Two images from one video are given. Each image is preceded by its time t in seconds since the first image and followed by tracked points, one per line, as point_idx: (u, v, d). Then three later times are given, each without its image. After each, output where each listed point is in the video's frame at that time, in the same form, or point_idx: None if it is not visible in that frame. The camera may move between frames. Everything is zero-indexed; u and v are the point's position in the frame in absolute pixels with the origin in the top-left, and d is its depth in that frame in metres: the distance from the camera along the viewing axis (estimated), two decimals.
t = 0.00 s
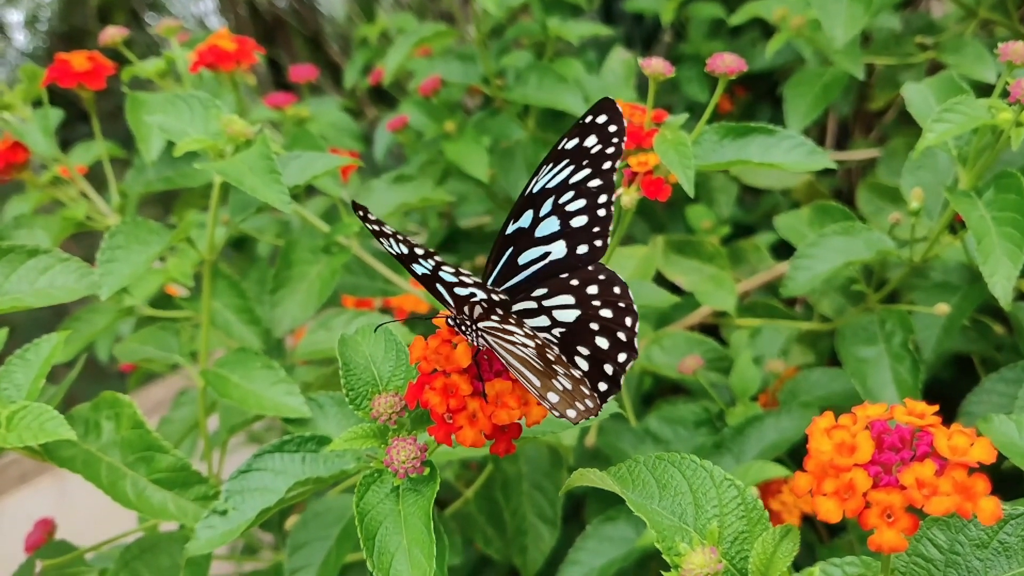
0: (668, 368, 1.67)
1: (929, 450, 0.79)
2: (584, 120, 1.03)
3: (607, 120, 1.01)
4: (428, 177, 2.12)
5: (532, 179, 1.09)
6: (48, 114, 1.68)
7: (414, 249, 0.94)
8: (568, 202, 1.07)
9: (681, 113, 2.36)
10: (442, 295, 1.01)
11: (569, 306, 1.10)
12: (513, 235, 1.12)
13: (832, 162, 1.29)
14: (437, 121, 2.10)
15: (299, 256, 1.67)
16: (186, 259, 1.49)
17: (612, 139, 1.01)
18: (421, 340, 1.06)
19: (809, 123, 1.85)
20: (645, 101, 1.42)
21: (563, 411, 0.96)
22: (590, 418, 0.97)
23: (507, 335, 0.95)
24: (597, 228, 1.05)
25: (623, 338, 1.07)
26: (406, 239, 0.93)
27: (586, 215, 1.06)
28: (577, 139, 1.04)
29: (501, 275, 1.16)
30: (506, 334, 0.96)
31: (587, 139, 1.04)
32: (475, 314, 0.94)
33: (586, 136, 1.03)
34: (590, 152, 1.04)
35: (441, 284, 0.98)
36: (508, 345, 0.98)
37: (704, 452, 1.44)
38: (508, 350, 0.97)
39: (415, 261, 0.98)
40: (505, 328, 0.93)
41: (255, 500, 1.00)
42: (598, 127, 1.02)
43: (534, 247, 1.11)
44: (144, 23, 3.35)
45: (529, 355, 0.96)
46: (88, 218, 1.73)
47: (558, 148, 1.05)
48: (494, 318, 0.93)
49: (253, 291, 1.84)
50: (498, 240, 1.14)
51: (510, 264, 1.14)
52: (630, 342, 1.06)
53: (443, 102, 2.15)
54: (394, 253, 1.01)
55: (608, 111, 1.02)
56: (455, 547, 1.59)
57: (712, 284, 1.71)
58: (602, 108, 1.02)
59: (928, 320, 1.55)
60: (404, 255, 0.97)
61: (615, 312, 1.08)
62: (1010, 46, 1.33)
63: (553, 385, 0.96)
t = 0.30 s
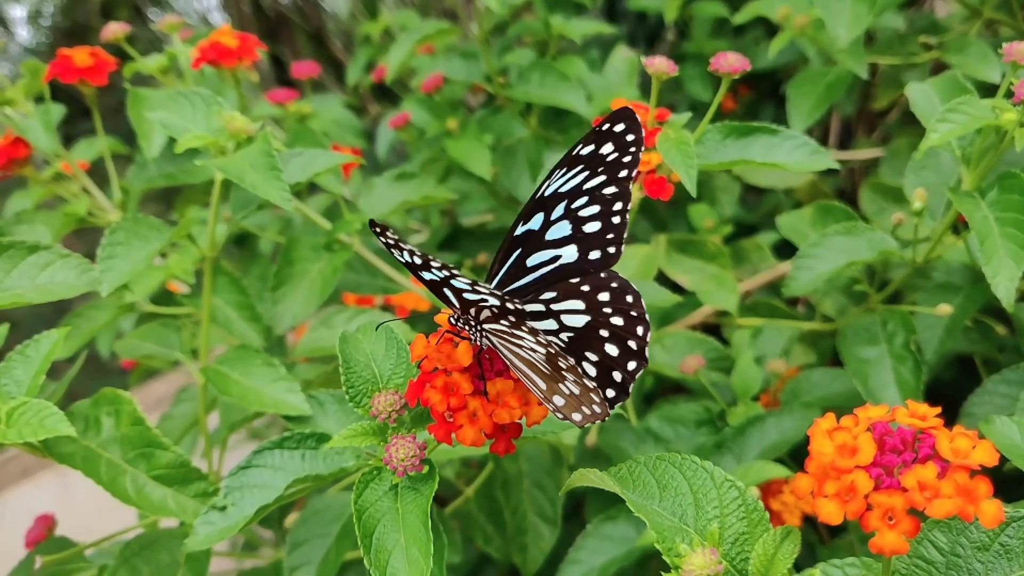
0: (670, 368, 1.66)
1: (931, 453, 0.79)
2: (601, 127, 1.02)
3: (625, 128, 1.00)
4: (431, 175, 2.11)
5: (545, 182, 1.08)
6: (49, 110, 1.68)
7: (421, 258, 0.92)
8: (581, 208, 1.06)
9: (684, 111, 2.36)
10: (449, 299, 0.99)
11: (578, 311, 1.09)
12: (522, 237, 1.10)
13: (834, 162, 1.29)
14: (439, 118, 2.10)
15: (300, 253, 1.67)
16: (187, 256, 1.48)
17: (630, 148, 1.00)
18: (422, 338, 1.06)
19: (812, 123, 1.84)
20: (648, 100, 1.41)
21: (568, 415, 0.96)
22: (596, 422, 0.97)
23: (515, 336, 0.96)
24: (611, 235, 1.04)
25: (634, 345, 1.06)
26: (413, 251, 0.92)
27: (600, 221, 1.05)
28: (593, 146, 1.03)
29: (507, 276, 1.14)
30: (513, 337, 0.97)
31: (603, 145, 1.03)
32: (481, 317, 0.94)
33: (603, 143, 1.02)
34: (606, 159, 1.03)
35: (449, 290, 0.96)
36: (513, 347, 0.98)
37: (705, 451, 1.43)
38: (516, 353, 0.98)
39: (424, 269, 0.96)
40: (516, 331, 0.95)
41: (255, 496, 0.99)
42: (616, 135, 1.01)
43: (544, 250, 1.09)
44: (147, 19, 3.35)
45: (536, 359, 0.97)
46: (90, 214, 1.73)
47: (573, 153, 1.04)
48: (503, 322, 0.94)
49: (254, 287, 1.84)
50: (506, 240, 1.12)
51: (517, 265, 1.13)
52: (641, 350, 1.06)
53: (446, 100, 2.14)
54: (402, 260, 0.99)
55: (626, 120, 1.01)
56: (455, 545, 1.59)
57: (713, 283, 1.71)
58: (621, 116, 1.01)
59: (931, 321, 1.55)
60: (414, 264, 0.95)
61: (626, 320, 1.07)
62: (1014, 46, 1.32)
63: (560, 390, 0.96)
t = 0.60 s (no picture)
0: (672, 366, 1.66)
1: (935, 454, 0.78)
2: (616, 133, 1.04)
3: (640, 134, 1.02)
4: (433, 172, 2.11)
5: (556, 183, 1.08)
6: (52, 105, 1.67)
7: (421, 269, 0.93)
8: (592, 209, 1.05)
9: (687, 109, 2.35)
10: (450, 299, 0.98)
11: (584, 312, 1.05)
12: (531, 236, 1.10)
13: (839, 161, 1.28)
14: (442, 115, 2.10)
15: (302, 250, 1.67)
16: (189, 252, 1.48)
17: (644, 153, 1.02)
18: (427, 334, 1.06)
19: (816, 122, 1.84)
20: (652, 98, 1.40)
21: (568, 414, 0.97)
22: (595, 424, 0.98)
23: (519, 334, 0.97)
24: (621, 236, 1.04)
25: (639, 349, 1.02)
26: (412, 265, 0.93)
27: (611, 222, 1.04)
28: (606, 149, 1.04)
29: (514, 274, 1.13)
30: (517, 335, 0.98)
31: (617, 150, 1.04)
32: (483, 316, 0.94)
33: (616, 148, 1.04)
34: (619, 163, 1.04)
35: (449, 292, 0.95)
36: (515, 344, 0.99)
37: (707, 450, 1.43)
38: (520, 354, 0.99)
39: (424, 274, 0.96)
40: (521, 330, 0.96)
41: (256, 491, 0.99)
42: (630, 139, 1.03)
43: (552, 249, 1.08)
44: (150, 14, 3.35)
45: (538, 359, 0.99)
46: (92, 209, 1.73)
47: (586, 156, 1.05)
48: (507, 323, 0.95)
49: (256, 284, 1.84)
50: (513, 239, 1.11)
51: (524, 264, 1.11)
52: (646, 354, 1.01)
53: (449, 96, 2.14)
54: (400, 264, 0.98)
55: (641, 126, 1.03)
56: (455, 543, 1.59)
57: (716, 282, 1.71)
58: (636, 122, 1.03)
59: (935, 321, 1.54)
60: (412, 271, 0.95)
61: (632, 323, 1.03)
62: (1020, 45, 1.31)
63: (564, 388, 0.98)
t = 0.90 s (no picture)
0: (675, 364, 1.66)
1: (940, 455, 0.78)
2: (620, 130, 1.04)
3: (644, 131, 1.02)
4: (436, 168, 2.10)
5: (560, 178, 1.08)
6: (54, 100, 1.67)
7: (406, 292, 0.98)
8: (597, 204, 1.05)
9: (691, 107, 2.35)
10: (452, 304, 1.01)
11: (590, 307, 1.03)
12: (534, 231, 1.10)
13: (844, 158, 1.28)
14: (445, 111, 2.09)
15: (304, 245, 1.66)
16: (191, 247, 1.47)
17: (649, 150, 1.01)
18: (427, 329, 1.04)
19: (820, 120, 1.83)
20: (655, 94, 1.40)
21: (574, 410, 0.97)
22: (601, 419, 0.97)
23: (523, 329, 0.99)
24: (628, 230, 1.03)
25: (647, 343, 1.00)
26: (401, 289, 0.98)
27: (616, 217, 1.04)
28: (611, 145, 1.04)
29: (516, 269, 1.13)
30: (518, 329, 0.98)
31: (622, 147, 1.04)
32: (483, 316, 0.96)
33: (621, 144, 1.04)
34: (625, 159, 1.03)
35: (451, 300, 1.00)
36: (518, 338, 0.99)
37: (709, 448, 1.43)
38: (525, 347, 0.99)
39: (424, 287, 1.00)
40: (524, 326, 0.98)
41: (257, 487, 0.99)
42: (634, 136, 1.03)
43: (556, 243, 1.09)
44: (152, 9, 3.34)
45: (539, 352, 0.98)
46: (94, 204, 1.72)
47: (591, 152, 1.05)
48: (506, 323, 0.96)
49: (258, 279, 1.84)
50: (516, 234, 1.11)
51: (528, 258, 1.12)
52: (653, 348, 0.99)
53: (452, 93, 2.14)
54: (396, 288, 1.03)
55: (646, 123, 1.02)
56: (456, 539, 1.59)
57: (719, 280, 1.70)
58: (641, 119, 1.02)
59: (939, 320, 1.52)
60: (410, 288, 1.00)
61: (640, 318, 1.01)
62: None
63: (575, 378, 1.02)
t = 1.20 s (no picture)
0: (677, 362, 1.65)
1: (944, 455, 0.77)
2: (623, 127, 1.04)
3: (647, 128, 1.02)
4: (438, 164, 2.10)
5: (561, 175, 1.08)
6: (56, 94, 1.66)
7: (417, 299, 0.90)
8: (600, 201, 1.06)
9: (695, 104, 2.34)
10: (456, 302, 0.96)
11: (595, 305, 1.03)
12: (536, 228, 1.10)
13: (848, 156, 1.27)
14: (447, 107, 2.06)
15: (307, 241, 1.66)
16: (193, 242, 1.47)
17: (653, 147, 1.01)
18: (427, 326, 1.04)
19: (824, 118, 1.82)
20: (658, 91, 1.39)
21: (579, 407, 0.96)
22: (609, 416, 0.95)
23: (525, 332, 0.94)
24: (633, 227, 1.03)
25: (652, 343, 0.98)
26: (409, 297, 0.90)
27: (621, 215, 1.04)
28: (613, 143, 1.04)
29: (518, 267, 1.12)
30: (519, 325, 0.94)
31: (624, 144, 1.04)
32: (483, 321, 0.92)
33: (623, 142, 1.04)
34: (627, 156, 1.04)
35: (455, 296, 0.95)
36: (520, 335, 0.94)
37: (712, 446, 1.42)
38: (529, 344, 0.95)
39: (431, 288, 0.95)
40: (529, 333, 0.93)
41: (257, 483, 0.99)
42: (637, 134, 1.03)
43: (559, 241, 1.09)
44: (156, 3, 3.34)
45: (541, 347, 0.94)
46: (97, 199, 1.72)
47: (592, 150, 1.06)
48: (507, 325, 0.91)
49: (260, 275, 1.83)
50: (518, 231, 1.11)
51: (531, 256, 1.11)
52: (659, 347, 0.97)
53: (455, 88, 2.12)
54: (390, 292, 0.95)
55: (649, 120, 1.02)
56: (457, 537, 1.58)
57: (722, 277, 1.70)
58: (644, 116, 1.02)
59: (942, 319, 1.53)
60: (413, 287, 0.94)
61: (646, 317, 1.00)
62: None
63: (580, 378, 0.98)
